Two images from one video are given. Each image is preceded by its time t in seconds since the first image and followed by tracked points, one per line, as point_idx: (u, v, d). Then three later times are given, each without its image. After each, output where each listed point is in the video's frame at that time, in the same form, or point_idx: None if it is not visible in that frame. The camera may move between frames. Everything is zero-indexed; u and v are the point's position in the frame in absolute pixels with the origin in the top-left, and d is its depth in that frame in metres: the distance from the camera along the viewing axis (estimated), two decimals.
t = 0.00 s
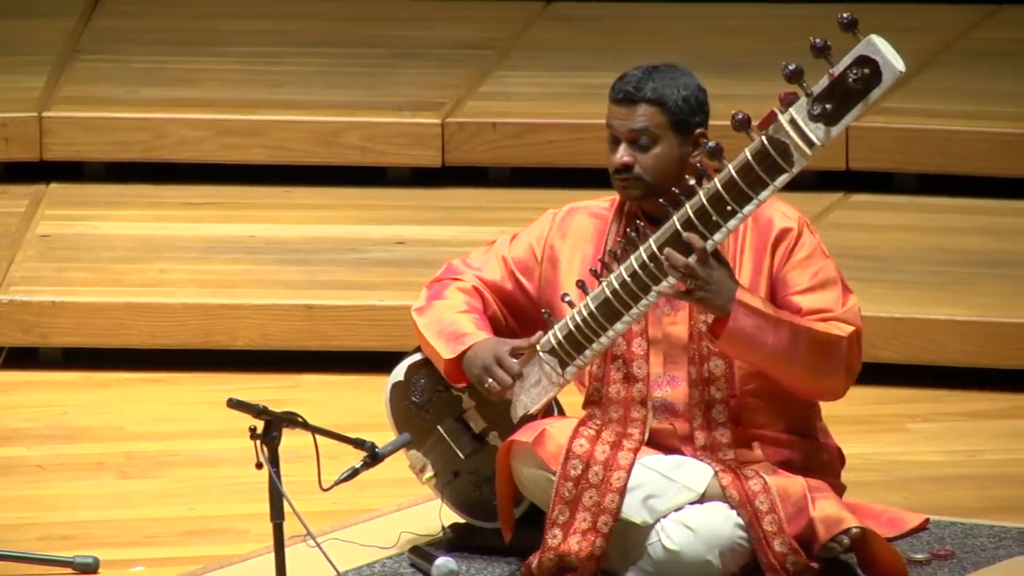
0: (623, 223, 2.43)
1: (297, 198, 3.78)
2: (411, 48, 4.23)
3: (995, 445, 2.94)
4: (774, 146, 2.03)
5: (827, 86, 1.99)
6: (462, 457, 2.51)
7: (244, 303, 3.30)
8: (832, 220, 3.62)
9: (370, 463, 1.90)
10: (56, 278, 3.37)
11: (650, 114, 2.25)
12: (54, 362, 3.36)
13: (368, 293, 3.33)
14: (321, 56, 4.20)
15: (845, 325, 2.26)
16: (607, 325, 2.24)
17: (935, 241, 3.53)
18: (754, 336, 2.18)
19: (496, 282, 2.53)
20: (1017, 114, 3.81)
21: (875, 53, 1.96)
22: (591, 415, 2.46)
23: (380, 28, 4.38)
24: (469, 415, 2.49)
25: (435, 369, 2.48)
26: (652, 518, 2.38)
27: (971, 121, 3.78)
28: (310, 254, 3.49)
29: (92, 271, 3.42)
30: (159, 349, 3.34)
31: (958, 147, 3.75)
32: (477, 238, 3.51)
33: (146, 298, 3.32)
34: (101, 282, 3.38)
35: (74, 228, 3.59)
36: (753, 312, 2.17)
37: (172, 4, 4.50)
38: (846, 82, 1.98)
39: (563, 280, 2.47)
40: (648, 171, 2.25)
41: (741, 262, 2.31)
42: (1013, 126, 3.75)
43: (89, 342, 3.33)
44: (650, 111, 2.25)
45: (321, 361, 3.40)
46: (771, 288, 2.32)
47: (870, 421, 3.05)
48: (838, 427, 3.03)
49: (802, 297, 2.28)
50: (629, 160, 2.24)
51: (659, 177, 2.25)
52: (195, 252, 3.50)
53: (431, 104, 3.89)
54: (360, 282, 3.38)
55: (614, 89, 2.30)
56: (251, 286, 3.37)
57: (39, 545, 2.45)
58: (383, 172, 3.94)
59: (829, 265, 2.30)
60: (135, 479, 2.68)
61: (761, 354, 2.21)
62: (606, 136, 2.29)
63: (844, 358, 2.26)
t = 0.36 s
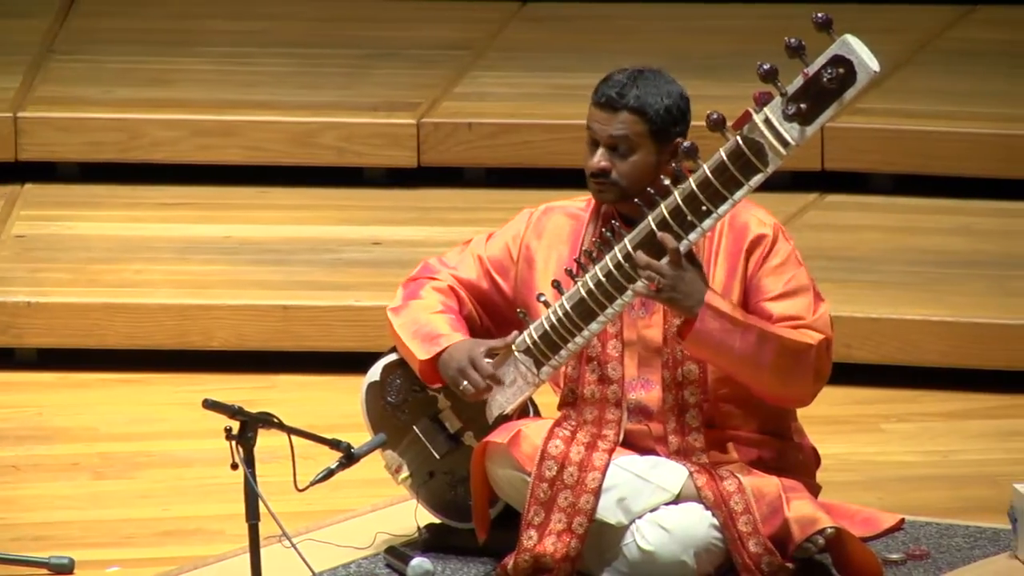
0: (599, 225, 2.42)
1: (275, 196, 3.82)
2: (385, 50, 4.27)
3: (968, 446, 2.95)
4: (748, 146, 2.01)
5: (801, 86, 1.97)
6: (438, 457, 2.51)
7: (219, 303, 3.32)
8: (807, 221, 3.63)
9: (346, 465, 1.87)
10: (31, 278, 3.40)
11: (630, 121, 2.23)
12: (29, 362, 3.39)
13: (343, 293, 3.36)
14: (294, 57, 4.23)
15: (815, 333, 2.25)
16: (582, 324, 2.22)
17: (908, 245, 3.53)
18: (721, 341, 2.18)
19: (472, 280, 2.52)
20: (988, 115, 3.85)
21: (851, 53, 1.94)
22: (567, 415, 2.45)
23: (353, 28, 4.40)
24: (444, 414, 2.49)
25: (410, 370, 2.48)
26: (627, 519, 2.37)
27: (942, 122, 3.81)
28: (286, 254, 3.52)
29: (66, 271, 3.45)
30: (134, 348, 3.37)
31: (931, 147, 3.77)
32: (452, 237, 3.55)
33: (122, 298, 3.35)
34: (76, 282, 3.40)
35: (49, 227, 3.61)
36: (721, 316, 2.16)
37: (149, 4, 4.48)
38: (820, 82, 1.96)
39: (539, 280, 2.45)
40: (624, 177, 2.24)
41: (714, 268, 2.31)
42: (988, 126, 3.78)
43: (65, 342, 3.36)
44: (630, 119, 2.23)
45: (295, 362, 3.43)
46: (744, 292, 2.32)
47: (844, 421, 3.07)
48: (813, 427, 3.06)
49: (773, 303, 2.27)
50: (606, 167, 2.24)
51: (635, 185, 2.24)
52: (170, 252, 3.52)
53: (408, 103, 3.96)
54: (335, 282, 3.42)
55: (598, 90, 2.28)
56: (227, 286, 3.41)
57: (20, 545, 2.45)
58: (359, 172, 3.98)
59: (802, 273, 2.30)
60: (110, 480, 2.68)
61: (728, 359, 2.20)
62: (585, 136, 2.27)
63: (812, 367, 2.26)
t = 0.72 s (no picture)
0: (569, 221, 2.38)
1: (248, 198, 3.94)
2: (356, 49, 4.35)
3: (937, 445, 3.01)
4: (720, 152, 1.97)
5: (773, 93, 1.93)
6: (408, 458, 2.49)
7: (188, 303, 3.35)
8: (775, 221, 3.71)
9: (314, 468, 1.87)
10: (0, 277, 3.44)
11: (610, 125, 2.19)
12: None
13: (313, 293, 3.38)
14: (265, 57, 4.31)
15: (786, 326, 2.25)
16: (553, 327, 2.18)
17: (875, 241, 3.61)
18: (695, 344, 2.15)
19: (441, 279, 2.49)
20: (951, 113, 3.86)
21: (822, 60, 1.91)
22: (536, 415, 2.38)
23: (321, 28, 4.49)
24: (414, 416, 2.47)
25: (380, 371, 2.45)
26: (597, 519, 2.30)
27: (906, 121, 3.81)
28: (256, 253, 3.59)
29: (33, 270, 3.48)
30: (104, 348, 3.40)
31: (897, 146, 3.78)
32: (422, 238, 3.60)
33: (90, 298, 3.37)
34: (45, 282, 3.42)
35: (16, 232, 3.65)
36: (694, 319, 2.14)
37: (117, 4, 4.58)
38: (792, 89, 1.92)
39: (509, 280, 2.42)
40: (601, 180, 2.20)
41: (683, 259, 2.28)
42: (947, 125, 3.78)
43: (34, 342, 3.38)
44: (608, 123, 2.19)
45: (262, 363, 3.46)
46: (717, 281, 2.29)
47: (813, 423, 3.10)
48: (781, 428, 3.09)
49: (746, 295, 2.26)
50: (584, 169, 2.19)
51: (611, 190, 2.21)
52: (140, 252, 3.58)
53: (375, 103, 3.99)
54: (305, 281, 3.45)
55: (573, 91, 2.23)
56: (197, 286, 3.44)
57: None
58: (330, 172, 4.06)
59: (770, 261, 2.29)
60: (80, 479, 2.73)
61: (701, 359, 2.18)
62: (559, 138, 2.22)
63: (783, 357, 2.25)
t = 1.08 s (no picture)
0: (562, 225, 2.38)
1: (237, 198, 3.93)
2: (345, 49, 4.35)
3: (926, 445, 3.01)
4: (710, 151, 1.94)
5: (763, 92, 1.91)
6: (398, 459, 2.49)
7: (177, 303, 3.36)
8: (767, 221, 3.71)
9: (303, 467, 1.81)
10: None
11: (614, 117, 2.18)
12: None
13: (302, 294, 3.38)
14: (255, 57, 4.31)
15: (779, 329, 2.22)
16: (544, 327, 2.17)
17: (863, 242, 3.61)
18: (686, 343, 2.13)
19: (432, 281, 2.47)
20: (941, 114, 3.87)
21: (813, 59, 1.88)
22: (525, 416, 2.35)
23: (311, 28, 4.48)
24: (404, 416, 2.46)
25: (370, 371, 2.44)
26: (586, 519, 2.27)
27: (895, 121, 3.81)
28: (245, 254, 3.59)
29: (22, 270, 3.49)
30: (93, 348, 3.41)
31: (886, 147, 3.78)
32: (411, 238, 3.61)
33: (79, 298, 3.38)
34: (34, 282, 3.43)
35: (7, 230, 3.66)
36: (686, 317, 2.12)
37: (110, 4, 4.58)
38: (782, 88, 1.89)
39: (499, 280, 2.42)
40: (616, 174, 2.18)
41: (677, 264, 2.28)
42: (935, 125, 3.79)
43: (24, 343, 3.39)
44: (613, 115, 2.17)
45: (250, 363, 3.47)
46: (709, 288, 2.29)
47: (802, 423, 3.11)
48: (770, 428, 3.10)
49: (739, 299, 2.25)
50: (597, 166, 2.17)
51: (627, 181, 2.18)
52: (129, 252, 3.58)
53: (365, 103, 4.00)
54: (294, 282, 3.45)
55: (566, 93, 2.21)
56: (186, 286, 3.44)
57: None
58: (319, 172, 4.06)
59: (765, 267, 2.28)
60: (70, 480, 2.78)
61: (694, 360, 2.16)
62: (562, 143, 2.19)
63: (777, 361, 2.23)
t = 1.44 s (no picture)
0: (557, 224, 2.38)
1: (231, 198, 3.93)
2: (340, 49, 4.35)
3: (921, 445, 3.01)
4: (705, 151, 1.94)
5: (758, 92, 1.90)
6: (394, 459, 2.48)
7: (172, 303, 3.36)
8: (762, 220, 3.71)
9: (298, 468, 1.80)
10: None
11: (623, 110, 2.18)
12: None
13: (297, 294, 3.38)
14: (250, 57, 4.31)
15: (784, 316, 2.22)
16: (538, 328, 2.17)
17: (858, 242, 3.60)
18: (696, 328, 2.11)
19: (426, 282, 2.47)
20: (937, 114, 3.87)
21: (808, 59, 1.88)
22: (520, 416, 2.34)
23: (306, 28, 4.48)
24: (399, 417, 2.46)
25: (364, 372, 2.45)
26: (581, 520, 2.25)
27: (890, 121, 3.82)
28: (240, 254, 3.59)
29: (17, 270, 3.49)
30: (88, 348, 3.41)
31: (881, 147, 3.78)
32: (406, 238, 3.61)
33: (74, 298, 3.38)
34: (29, 282, 3.44)
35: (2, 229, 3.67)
36: (703, 300, 2.11)
37: (106, 5, 4.58)
38: (778, 89, 1.89)
39: (494, 281, 2.41)
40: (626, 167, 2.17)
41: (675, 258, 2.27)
42: (930, 126, 3.79)
43: (18, 343, 3.40)
44: (622, 108, 2.17)
45: (244, 363, 3.47)
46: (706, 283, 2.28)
47: (796, 423, 3.11)
48: (765, 428, 3.10)
49: (739, 290, 2.23)
50: (609, 160, 2.16)
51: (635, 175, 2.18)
52: (124, 252, 3.58)
53: (361, 104, 4.00)
54: (288, 282, 3.45)
55: (575, 88, 2.21)
56: (180, 286, 3.45)
57: None
58: (314, 172, 4.06)
59: (764, 259, 2.27)
60: (64, 480, 2.78)
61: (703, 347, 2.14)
62: (572, 137, 2.19)
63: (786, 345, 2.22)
